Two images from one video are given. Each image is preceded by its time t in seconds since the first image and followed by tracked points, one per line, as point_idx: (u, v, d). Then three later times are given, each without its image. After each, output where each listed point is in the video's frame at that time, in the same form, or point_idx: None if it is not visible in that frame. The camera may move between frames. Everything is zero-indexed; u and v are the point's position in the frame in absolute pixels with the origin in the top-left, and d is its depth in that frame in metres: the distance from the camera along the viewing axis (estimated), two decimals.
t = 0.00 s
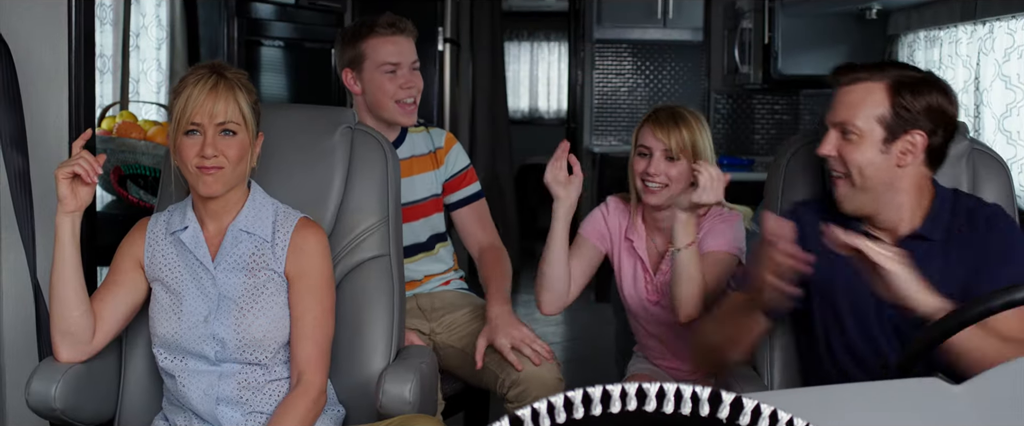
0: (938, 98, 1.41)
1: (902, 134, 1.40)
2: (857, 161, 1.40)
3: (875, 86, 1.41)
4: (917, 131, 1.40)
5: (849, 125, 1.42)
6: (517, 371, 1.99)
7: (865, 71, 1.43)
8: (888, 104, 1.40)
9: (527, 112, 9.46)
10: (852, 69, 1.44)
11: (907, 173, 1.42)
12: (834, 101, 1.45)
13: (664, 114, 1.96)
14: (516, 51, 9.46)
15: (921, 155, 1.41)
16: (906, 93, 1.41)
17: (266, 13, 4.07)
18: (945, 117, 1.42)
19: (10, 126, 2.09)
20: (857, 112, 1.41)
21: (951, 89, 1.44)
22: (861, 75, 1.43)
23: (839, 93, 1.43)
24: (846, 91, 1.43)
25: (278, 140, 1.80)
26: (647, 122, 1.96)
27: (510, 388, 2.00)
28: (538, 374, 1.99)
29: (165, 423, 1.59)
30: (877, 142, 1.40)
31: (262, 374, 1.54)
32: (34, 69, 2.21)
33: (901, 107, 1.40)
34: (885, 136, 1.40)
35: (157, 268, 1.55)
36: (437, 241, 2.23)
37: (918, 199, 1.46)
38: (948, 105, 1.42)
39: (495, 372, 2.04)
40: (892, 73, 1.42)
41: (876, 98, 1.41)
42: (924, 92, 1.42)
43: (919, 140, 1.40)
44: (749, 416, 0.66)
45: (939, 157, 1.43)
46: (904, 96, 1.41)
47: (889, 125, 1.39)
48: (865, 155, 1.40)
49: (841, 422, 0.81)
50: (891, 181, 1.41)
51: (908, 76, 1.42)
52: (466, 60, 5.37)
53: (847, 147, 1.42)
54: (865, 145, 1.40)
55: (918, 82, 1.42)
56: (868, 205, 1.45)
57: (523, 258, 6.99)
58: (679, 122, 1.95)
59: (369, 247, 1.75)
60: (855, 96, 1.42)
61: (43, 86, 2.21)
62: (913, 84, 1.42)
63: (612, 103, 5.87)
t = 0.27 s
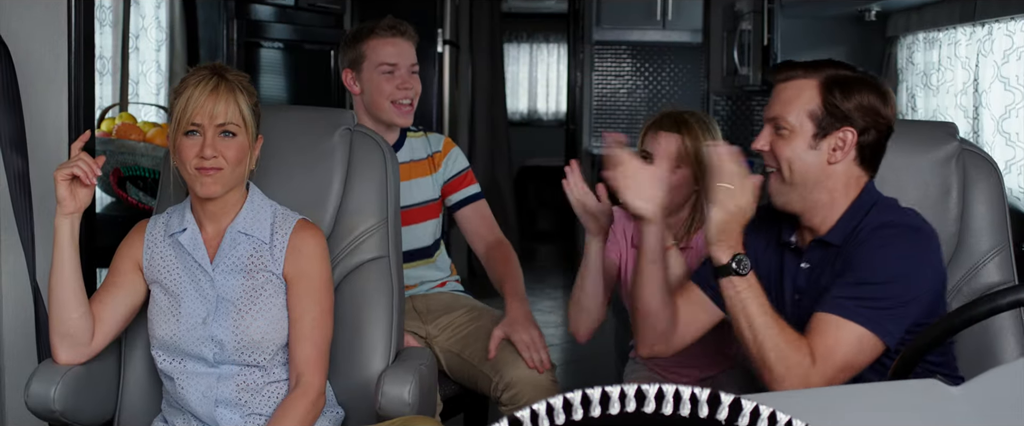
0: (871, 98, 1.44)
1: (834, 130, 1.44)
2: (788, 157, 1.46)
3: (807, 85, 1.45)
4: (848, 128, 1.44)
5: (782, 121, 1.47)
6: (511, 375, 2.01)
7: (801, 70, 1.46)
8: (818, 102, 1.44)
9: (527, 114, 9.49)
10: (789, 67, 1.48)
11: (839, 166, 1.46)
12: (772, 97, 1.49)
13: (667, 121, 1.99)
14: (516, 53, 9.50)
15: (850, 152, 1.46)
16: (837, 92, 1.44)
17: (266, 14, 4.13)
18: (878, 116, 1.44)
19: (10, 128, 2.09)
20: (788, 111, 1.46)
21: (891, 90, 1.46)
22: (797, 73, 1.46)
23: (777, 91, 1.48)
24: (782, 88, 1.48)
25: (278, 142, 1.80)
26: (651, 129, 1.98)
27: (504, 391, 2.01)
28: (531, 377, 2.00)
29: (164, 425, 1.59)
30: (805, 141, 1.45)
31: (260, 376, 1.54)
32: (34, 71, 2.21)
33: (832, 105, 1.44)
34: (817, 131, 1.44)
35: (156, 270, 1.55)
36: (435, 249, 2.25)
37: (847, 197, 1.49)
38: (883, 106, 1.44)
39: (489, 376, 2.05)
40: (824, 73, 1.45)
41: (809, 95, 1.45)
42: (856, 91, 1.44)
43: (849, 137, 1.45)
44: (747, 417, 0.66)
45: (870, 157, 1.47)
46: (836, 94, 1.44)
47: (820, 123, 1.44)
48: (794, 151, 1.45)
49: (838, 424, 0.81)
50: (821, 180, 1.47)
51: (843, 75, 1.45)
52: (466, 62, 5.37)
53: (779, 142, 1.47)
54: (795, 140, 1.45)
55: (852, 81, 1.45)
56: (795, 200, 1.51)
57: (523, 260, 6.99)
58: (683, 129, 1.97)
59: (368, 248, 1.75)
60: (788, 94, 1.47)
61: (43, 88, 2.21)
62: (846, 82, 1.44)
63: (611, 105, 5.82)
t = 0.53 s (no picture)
0: (843, 104, 1.48)
1: (809, 137, 1.47)
2: (763, 164, 1.49)
3: (782, 92, 1.49)
4: (823, 135, 1.48)
5: (758, 129, 1.50)
6: (514, 374, 2.02)
7: (775, 79, 1.51)
8: (793, 108, 1.48)
9: (527, 115, 9.50)
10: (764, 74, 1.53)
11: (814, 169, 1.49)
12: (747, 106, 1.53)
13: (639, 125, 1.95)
14: (515, 55, 9.55)
15: (825, 159, 1.49)
16: (812, 99, 1.48)
17: (266, 16, 4.09)
18: (851, 121, 1.48)
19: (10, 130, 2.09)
20: (764, 117, 1.49)
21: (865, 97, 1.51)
22: (773, 80, 1.51)
23: (753, 99, 1.52)
24: (757, 96, 1.52)
25: (277, 144, 1.80)
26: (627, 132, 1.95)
27: (504, 391, 2.02)
28: (532, 377, 2.02)
29: None
30: (781, 148, 1.48)
31: (259, 377, 1.54)
32: (32, 73, 2.21)
33: (805, 112, 1.47)
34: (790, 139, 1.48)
35: (155, 272, 1.55)
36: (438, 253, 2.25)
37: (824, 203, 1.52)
38: (856, 112, 1.49)
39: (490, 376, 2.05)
40: (796, 80, 1.50)
41: (783, 102, 1.49)
42: (830, 97, 1.48)
43: (823, 143, 1.48)
44: (747, 418, 0.66)
45: (845, 162, 1.50)
46: (809, 101, 1.48)
47: (795, 130, 1.47)
48: (769, 159, 1.48)
49: (838, 424, 0.81)
50: (798, 188, 1.49)
51: (818, 81, 1.50)
52: (465, 64, 5.38)
53: (754, 150, 1.49)
54: (769, 148, 1.48)
55: (827, 87, 1.50)
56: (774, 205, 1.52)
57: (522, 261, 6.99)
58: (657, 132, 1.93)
59: (367, 250, 1.75)
60: (764, 101, 1.50)
61: (41, 90, 2.20)
62: (818, 90, 1.49)
63: (610, 107, 5.89)
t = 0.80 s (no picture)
0: (844, 103, 1.47)
1: (817, 138, 1.47)
2: (773, 166, 1.49)
3: (789, 95, 1.49)
4: (831, 135, 1.47)
5: (767, 130, 1.49)
6: (526, 370, 2.02)
7: (782, 81, 1.51)
8: (801, 110, 1.47)
9: (529, 115, 9.51)
10: (770, 77, 1.52)
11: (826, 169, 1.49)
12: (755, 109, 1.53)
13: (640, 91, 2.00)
14: (518, 55, 9.56)
15: (836, 159, 1.48)
16: (819, 99, 1.47)
17: (268, 16, 4.10)
18: (857, 118, 1.47)
19: (13, 130, 2.09)
20: (773, 121, 1.49)
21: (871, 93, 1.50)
22: (779, 82, 1.51)
23: (760, 102, 1.52)
24: (764, 99, 1.52)
25: (279, 144, 1.80)
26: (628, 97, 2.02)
27: (518, 388, 2.03)
28: (545, 374, 2.01)
29: None
30: (789, 149, 1.48)
31: (263, 377, 1.54)
32: (35, 73, 2.22)
33: (815, 112, 1.46)
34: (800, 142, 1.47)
35: (158, 272, 1.55)
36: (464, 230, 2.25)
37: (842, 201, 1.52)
38: (866, 111, 1.48)
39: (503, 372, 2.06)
40: (801, 81, 1.50)
41: (791, 105, 1.48)
42: (839, 97, 1.48)
43: (833, 144, 1.47)
44: (750, 419, 0.66)
45: (856, 160, 1.49)
46: (819, 101, 1.47)
47: (804, 130, 1.47)
48: (780, 161, 1.48)
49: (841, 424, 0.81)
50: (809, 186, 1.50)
51: (823, 82, 1.50)
52: (468, 63, 5.38)
53: (763, 153, 1.49)
54: (778, 151, 1.48)
55: (832, 87, 1.49)
56: (788, 206, 1.53)
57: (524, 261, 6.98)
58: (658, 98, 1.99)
59: (370, 249, 1.75)
60: (773, 105, 1.50)
61: (44, 90, 2.21)
62: (826, 90, 1.48)
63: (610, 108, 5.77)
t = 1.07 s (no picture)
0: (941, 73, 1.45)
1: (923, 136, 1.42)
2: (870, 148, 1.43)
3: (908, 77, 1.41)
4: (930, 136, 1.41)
5: (878, 117, 1.42)
6: (517, 373, 2.01)
7: (894, 63, 1.43)
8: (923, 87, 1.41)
9: (532, 121, 9.52)
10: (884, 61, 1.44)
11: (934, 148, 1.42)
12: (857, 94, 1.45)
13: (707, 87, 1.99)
14: (520, 60, 9.58)
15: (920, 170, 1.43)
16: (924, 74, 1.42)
17: (271, 22, 4.16)
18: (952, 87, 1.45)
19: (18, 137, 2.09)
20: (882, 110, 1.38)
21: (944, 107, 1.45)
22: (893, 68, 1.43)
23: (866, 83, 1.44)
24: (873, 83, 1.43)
25: (280, 149, 1.80)
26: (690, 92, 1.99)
27: (511, 390, 2.02)
28: (539, 375, 2.01)
29: None
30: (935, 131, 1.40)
31: (267, 383, 1.54)
32: (39, 79, 2.22)
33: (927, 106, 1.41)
34: (910, 121, 1.40)
35: (162, 278, 1.55)
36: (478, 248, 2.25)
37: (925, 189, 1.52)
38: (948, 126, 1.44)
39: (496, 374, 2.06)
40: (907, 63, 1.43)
41: (904, 90, 1.41)
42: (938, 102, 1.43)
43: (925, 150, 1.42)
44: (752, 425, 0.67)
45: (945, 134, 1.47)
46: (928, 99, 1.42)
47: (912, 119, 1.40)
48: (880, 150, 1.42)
49: None
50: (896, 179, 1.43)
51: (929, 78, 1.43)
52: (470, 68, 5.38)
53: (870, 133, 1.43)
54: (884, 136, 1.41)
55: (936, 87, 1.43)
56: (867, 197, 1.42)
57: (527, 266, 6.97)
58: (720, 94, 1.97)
59: (373, 255, 1.75)
60: (886, 86, 1.40)
61: (48, 96, 2.21)
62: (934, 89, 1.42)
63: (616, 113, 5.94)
